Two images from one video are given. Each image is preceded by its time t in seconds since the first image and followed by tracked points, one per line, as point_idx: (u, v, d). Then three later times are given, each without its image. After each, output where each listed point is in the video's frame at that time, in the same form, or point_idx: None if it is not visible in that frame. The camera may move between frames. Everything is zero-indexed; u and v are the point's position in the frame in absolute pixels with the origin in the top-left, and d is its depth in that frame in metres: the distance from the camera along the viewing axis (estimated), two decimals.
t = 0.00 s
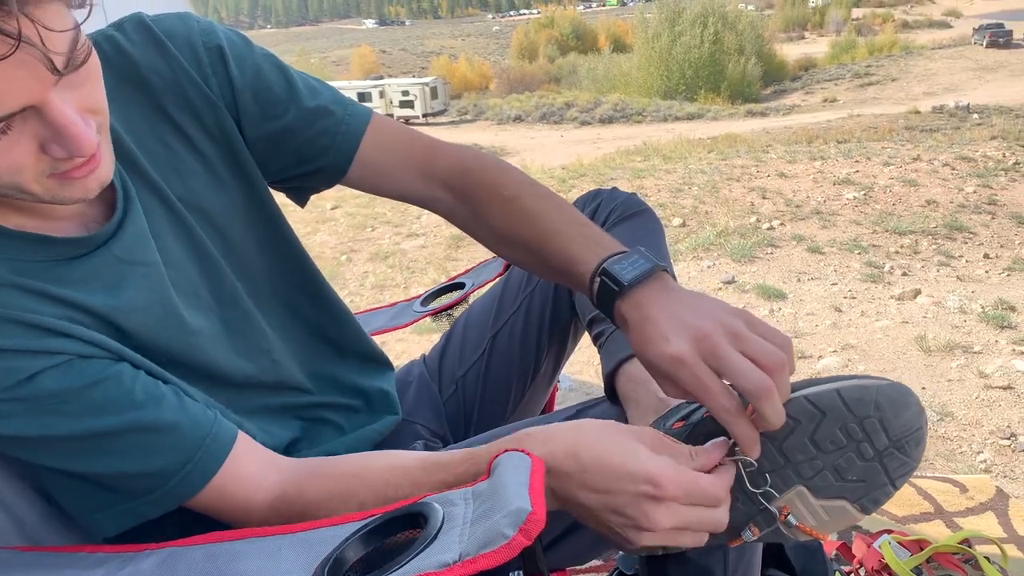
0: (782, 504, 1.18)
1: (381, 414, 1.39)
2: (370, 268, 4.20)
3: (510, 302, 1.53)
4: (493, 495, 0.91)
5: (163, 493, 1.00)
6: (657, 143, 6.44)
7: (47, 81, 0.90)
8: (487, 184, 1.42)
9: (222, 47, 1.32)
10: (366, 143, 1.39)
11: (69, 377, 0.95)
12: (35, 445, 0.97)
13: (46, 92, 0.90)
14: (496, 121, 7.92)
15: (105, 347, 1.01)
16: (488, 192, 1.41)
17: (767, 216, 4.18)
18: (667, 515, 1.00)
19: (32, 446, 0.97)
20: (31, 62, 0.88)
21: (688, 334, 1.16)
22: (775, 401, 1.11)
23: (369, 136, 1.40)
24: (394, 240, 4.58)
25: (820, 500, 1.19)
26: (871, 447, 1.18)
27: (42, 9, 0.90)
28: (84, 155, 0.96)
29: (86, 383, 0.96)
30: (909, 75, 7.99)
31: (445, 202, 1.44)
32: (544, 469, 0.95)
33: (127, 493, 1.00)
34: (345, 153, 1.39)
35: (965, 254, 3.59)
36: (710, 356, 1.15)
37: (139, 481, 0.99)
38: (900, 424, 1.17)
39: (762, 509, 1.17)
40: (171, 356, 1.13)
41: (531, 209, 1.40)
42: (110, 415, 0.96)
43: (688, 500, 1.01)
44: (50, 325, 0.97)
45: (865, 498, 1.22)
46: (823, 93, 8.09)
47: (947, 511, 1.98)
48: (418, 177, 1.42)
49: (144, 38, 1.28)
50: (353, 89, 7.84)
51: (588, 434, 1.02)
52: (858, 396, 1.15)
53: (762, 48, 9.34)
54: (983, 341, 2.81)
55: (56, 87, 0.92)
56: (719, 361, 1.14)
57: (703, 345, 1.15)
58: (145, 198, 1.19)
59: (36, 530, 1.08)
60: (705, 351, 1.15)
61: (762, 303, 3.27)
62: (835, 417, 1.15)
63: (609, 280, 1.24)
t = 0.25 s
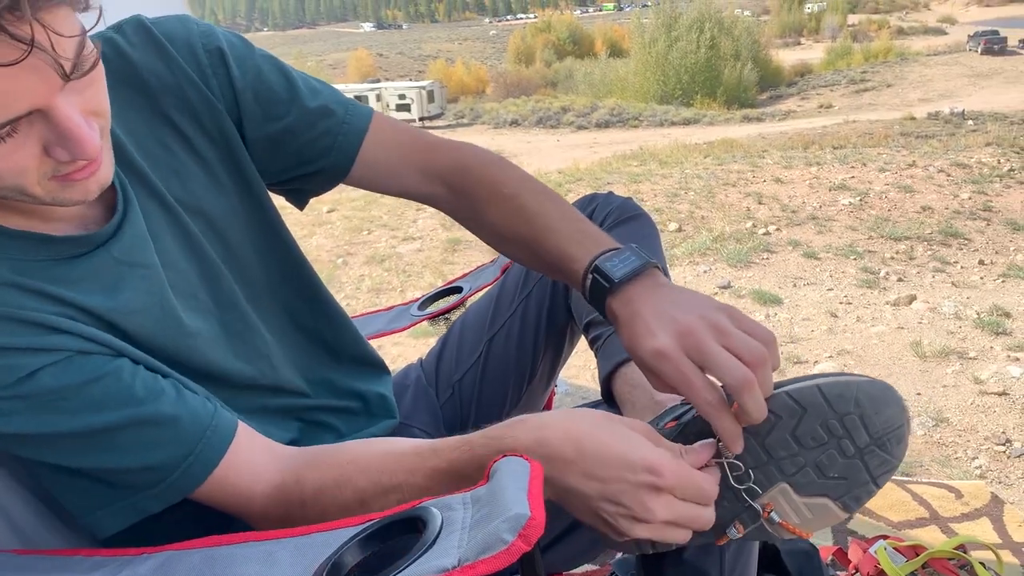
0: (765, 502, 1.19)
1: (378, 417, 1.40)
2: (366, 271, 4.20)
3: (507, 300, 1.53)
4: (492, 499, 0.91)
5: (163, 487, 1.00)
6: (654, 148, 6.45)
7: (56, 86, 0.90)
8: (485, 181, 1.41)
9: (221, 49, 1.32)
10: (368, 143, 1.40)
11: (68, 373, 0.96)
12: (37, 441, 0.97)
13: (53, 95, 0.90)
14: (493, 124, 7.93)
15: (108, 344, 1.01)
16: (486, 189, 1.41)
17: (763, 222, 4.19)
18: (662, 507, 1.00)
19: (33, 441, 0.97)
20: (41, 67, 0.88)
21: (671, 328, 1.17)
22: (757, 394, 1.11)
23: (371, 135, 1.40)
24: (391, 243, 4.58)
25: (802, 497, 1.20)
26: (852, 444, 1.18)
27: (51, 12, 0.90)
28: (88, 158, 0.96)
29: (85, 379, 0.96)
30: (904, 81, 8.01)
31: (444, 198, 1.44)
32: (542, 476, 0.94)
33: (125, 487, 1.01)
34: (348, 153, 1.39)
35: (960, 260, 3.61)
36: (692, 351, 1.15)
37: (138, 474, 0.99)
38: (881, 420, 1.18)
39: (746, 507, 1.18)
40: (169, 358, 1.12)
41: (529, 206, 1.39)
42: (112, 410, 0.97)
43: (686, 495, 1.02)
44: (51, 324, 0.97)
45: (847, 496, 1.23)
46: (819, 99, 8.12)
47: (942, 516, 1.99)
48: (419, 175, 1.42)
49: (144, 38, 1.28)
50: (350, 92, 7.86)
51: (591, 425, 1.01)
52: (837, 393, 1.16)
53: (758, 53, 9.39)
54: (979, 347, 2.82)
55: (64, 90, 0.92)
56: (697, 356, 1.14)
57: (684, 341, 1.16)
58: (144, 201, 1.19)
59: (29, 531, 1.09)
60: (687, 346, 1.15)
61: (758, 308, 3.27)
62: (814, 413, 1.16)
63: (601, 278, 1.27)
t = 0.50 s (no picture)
0: (752, 501, 1.19)
1: (377, 419, 1.40)
2: (363, 274, 4.20)
3: (504, 304, 1.52)
4: (489, 501, 0.91)
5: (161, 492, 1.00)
6: (651, 151, 6.45)
7: (66, 84, 0.92)
8: (482, 177, 1.42)
9: (219, 50, 1.32)
10: (365, 144, 1.40)
11: (64, 380, 0.96)
12: (33, 446, 0.97)
13: (63, 94, 0.93)
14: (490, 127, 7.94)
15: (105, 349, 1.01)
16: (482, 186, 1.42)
17: (760, 225, 4.20)
18: (641, 508, 1.01)
19: (29, 448, 0.97)
20: (54, 66, 0.90)
21: (665, 323, 1.19)
22: (747, 388, 1.12)
23: (368, 136, 1.40)
24: (388, 246, 4.58)
25: (790, 498, 1.21)
26: (840, 444, 1.19)
27: (65, 12, 0.93)
28: (93, 156, 0.99)
29: (81, 385, 0.96)
30: (901, 86, 8.02)
31: (441, 197, 1.45)
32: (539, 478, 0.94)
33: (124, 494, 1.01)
34: (345, 154, 1.39)
35: (956, 264, 3.61)
36: (683, 347, 1.17)
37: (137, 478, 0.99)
38: (869, 421, 1.19)
39: (734, 507, 1.18)
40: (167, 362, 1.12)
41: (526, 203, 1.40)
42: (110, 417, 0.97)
43: (664, 497, 1.03)
44: (45, 329, 0.97)
45: (834, 497, 1.23)
46: (816, 103, 8.12)
47: (938, 520, 1.99)
48: (416, 175, 1.43)
49: (142, 41, 1.28)
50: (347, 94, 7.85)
51: (576, 426, 1.01)
52: (824, 392, 1.17)
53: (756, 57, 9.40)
54: (975, 351, 2.82)
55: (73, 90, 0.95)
56: (688, 352, 1.16)
57: (675, 337, 1.17)
58: (142, 203, 1.19)
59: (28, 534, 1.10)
60: (678, 342, 1.17)
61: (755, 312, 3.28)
62: (802, 412, 1.18)
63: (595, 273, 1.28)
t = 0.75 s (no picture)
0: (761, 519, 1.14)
1: (376, 424, 1.39)
2: (363, 275, 4.20)
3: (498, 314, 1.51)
4: (487, 505, 0.91)
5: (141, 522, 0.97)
6: (650, 152, 6.46)
7: (99, 60, 0.88)
8: (488, 200, 1.44)
9: (238, 65, 1.31)
10: (375, 168, 1.41)
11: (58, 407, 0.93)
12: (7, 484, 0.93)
13: (94, 71, 0.88)
14: (489, 129, 7.95)
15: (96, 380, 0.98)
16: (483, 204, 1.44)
17: (759, 226, 4.20)
18: (568, 520, 0.98)
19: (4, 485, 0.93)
20: (89, 40, 0.86)
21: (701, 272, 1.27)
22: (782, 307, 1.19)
23: (376, 160, 1.41)
24: (387, 247, 4.58)
25: (804, 514, 1.15)
26: (851, 459, 1.12)
27: None
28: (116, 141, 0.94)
29: (82, 413, 0.94)
30: (900, 86, 8.04)
31: (442, 216, 1.45)
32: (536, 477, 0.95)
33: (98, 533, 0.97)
34: (355, 176, 1.39)
35: (955, 265, 3.61)
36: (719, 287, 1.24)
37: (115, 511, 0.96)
38: (879, 434, 1.11)
39: (742, 527, 1.14)
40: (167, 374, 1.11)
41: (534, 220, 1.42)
42: (95, 450, 0.94)
43: (593, 508, 0.98)
44: (38, 352, 0.94)
45: (848, 511, 1.16)
46: (815, 104, 8.14)
47: (938, 521, 1.99)
48: (420, 195, 1.44)
49: (159, 49, 1.28)
50: (347, 95, 7.86)
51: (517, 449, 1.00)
52: (833, 408, 1.10)
53: (755, 58, 9.43)
54: (974, 352, 2.82)
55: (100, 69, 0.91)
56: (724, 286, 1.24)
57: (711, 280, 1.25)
58: (146, 210, 1.18)
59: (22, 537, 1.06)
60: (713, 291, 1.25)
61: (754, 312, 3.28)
62: (811, 430, 1.11)
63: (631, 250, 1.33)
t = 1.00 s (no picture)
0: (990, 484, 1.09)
1: (371, 423, 1.37)
2: (363, 276, 4.20)
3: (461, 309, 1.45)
4: (488, 503, 0.91)
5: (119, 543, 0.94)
6: (650, 153, 6.46)
7: (156, 15, 0.94)
8: (490, 198, 1.47)
9: (254, 67, 1.34)
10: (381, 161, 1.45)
11: (51, 412, 0.91)
12: None
13: (150, 24, 0.94)
14: (489, 130, 7.96)
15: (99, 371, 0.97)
16: (480, 198, 1.47)
17: (759, 226, 4.20)
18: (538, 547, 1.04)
19: None
20: None
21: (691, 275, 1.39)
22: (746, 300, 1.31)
23: (383, 160, 1.45)
24: (387, 248, 4.58)
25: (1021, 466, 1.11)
26: None
27: None
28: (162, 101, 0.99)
29: (76, 424, 0.92)
30: (900, 86, 8.05)
31: (445, 216, 1.48)
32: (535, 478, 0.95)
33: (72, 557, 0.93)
34: (365, 173, 1.43)
35: (955, 265, 3.61)
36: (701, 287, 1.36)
37: (92, 533, 0.92)
38: None
39: (969, 497, 1.09)
40: (185, 361, 1.10)
41: (533, 209, 1.45)
42: (83, 465, 0.91)
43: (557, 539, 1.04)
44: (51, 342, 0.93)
45: None
46: (814, 104, 8.15)
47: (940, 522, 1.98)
48: (427, 193, 1.48)
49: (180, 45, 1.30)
50: (346, 96, 7.86)
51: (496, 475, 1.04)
52: None
53: (754, 58, 9.45)
54: (975, 352, 2.82)
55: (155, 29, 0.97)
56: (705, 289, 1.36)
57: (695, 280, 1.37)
58: (162, 195, 1.18)
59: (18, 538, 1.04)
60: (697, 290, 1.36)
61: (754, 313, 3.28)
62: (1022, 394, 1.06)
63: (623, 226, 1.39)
